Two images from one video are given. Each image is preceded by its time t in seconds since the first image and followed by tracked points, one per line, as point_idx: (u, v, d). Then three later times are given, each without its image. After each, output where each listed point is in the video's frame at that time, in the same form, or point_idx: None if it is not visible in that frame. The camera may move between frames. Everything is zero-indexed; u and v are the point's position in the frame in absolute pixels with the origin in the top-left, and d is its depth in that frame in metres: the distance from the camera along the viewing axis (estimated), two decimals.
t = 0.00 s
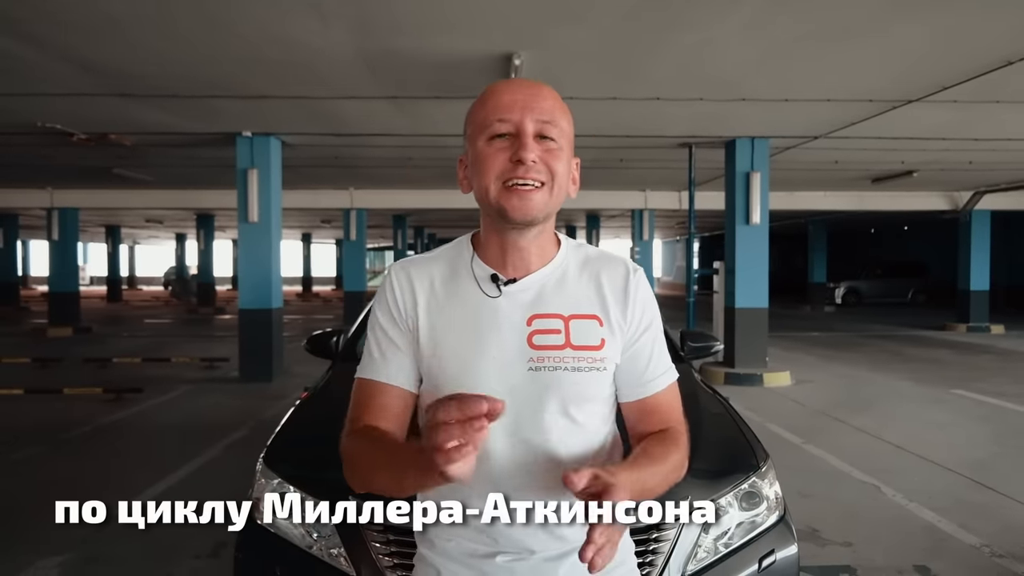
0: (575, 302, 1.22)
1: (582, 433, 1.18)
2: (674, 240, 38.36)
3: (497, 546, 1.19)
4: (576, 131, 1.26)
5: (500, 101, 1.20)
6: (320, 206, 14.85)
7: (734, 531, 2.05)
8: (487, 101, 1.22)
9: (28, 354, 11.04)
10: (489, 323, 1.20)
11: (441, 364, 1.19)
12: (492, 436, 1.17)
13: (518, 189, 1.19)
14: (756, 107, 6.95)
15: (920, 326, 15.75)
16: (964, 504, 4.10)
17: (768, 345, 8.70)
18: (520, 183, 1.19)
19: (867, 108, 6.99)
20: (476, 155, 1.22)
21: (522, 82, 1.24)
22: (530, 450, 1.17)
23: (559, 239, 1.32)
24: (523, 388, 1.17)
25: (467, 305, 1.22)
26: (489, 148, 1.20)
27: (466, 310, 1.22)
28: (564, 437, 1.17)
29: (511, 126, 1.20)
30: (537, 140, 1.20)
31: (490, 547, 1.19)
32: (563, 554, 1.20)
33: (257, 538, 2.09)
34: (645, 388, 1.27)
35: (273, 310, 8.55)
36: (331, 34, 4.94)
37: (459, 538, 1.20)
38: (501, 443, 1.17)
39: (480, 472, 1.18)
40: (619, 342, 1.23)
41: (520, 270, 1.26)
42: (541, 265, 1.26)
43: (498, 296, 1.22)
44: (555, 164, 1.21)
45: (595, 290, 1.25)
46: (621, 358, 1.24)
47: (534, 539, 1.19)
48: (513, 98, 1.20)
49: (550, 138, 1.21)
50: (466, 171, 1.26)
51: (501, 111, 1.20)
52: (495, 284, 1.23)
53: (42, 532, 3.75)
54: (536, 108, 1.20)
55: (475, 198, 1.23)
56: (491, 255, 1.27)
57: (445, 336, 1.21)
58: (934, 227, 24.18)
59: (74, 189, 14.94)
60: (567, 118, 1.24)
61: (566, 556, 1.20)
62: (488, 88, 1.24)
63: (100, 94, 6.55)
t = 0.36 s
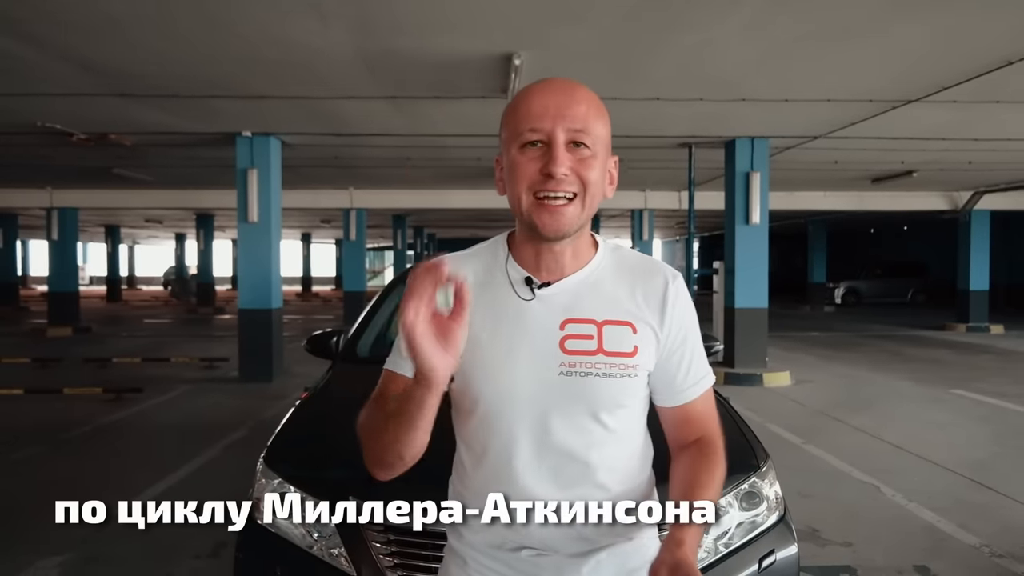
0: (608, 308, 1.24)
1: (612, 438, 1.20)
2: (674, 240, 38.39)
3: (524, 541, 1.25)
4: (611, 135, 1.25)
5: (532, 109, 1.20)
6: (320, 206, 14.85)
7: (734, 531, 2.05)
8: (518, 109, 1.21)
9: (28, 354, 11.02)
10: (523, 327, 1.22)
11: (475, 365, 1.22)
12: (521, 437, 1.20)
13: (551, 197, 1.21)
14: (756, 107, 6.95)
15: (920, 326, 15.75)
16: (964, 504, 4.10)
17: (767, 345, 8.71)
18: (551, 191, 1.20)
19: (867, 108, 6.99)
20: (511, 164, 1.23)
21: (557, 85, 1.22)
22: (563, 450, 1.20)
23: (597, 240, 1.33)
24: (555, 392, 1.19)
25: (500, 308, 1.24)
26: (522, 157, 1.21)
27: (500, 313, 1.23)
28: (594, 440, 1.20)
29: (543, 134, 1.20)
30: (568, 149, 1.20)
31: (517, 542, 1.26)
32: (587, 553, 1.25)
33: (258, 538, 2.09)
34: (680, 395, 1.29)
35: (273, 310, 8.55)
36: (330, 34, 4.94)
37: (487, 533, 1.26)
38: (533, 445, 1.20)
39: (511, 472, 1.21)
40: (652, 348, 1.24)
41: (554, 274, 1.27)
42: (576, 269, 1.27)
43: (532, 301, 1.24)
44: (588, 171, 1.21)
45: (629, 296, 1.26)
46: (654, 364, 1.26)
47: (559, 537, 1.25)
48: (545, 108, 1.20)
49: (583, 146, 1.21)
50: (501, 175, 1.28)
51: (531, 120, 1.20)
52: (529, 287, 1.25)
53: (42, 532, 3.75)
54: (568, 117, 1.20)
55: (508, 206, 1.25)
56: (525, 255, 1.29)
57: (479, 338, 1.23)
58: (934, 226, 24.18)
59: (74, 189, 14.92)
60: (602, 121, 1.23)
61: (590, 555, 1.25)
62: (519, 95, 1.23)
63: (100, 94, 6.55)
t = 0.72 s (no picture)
0: (633, 307, 1.24)
1: (638, 436, 1.21)
2: (674, 240, 38.41)
3: (548, 540, 1.27)
4: (633, 139, 1.24)
5: (551, 122, 1.20)
6: (319, 206, 14.85)
7: (734, 530, 2.05)
8: (539, 122, 1.22)
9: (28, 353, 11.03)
10: (547, 325, 1.23)
11: (500, 363, 1.24)
12: (546, 433, 1.22)
13: (574, 208, 1.22)
14: (756, 107, 6.95)
15: (920, 325, 15.76)
16: (964, 504, 4.10)
17: (767, 345, 8.71)
18: (575, 202, 1.21)
19: (867, 108, 6.99)
20: (534, 178, 1.24)
21: (576, 91, 1.22)
22: (589, 448, 1.21)
23: (623, 242, 1.34)
24: (579, 389, 1.20)
25: (526, 307, 1.26)
26: (545, 172, 1.22)
27: (526, 312, 1.26)
28: (620, 437, 1.21)
29: (564, 149, 1.20)
30: (590, 160, 1.20)
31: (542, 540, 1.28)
32: (612, 554, 1.26)
33: (260, 537, 2.09)
34: (705, 396, 1.27)
35: (273, 310, 8.55)
36: (330, 34, 4.94)
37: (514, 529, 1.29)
38: (558, 442, 1.22)
39: (536, 467, 1.23)
40: (677, 347, 1.23)
41: (580, 276, 1.28)
42: (601, 270, 1.28)
43: (558, 299, 1.25)
44: (610, 181, 1.21)
45: (654, 295, 1.26)
46: (680, 364, 1.25)
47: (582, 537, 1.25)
48: (564, 120, 1.19)
49: (604, 157, 1.21)
50: (526, 184, 1.29)
51: (552, 134, 1.20)
52: (554, 287, 1.27)
53: (42, 532, 3.75)
54: (589, 127, 1.19)
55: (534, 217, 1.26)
56: (551, 258, 1.30)
57: (504, 338, 1.25)
58: (934, 226, 24.17)
59: (74, 189, 14.92)
60: (622, 126, 1.22)
61: (616, 556, 1.26)
62: (539, 106, 1.23)
63: (100, 94, 6.55)
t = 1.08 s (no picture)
0: (643, 302, 1.25)
1: (648, 429, 1.21)
2: (673, 239, 38.43)
3: (559, 534, 1.25)
4: (644, 140, 1.25)
5: (565, 121, 1.21)
6: (319, 205, 14.85)
7: (735, 529, 2.06)
8: (553, 121, 1.23)
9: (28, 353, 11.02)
10: (559, 319, 1.25)
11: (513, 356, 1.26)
12: (556, 424, 1.23)
13: (585, 207, 1.22)
14: (756, 107, 6.95)
15: (919, 325, 15.77)
16: (964, 504, 4.11)
17: (767, 344, 8.72)
18: (587, 204, 1.22)
19: (867, 108, 6.99)
20: (547, 176, 1.24)
21: (588, 94, 1.23)
22: (600, 439, 1.22)
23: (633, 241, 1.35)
24: (590, 381, 1.22)
25: (539, 302, 1.27)
26: (559, 170, 1.22)
27: (538, 306, 1.27)
28: (630, 429, 1.21)
29: (577, 147, 1.21)
30: (602, 160, 1.21)
31: (553, 535, 1.26)
32: (624, 550, 1.24)
33: (261, 536, 2.10)
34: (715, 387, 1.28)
35: (273, 310, 8.55)
36: (331, 34, 4.94)
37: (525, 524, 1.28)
38: (569, 433, 1.23)
39: (547, 458, 1.25)
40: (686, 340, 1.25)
41: (591, 273, 1.29)
42: (612, 267, 1.29)
43: (570, 295, 1.27)
44: (622, 181, 1.21)
45: (664, 290, 1.27)
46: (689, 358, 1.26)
47: (594, 532, 1.24)
48: (578, 120, 1.21)
49: (617, 157, 1.21)
50: (540, 185, 1.30)
51: (566, 132, 1.21)
52: (567, 283, 1.28)
53: (43, 532, 3.75)
54: (602, 126, 1.20)
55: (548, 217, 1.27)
56: (563, 256, 1.31)
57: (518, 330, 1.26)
58: (934, 226, 24.18)
59: (73, 189, 14.92)
60: (635, 128, 1.23)
61: (628, 551, 1.24)
62: (553, 105, 1.24)
63: (100, 94, 6.55)
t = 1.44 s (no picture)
0: (646, 311, 1.24)
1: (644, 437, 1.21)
2: (672, 239, 38.45)
3: (555, 524, 1.26)
4: (657, 160, 1.21)
5: (576, 146, 1.17)
6: (319, 205, 14.84)
7: (735, 529, 2.06)
8: (564, 145, 1.19)
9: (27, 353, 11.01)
10: (559, 324, 1.25)
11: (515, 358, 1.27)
12: (552, 427, 1.23)
13: (593, 236, 1.21)
14: (756, 106, 6.95)
15: (919, 325, 15.76)
16: (964, 503, 4.11)
17: (767, 344, 8.72)
18: (595, 230, 1.20)
19: (867, 108, 6.99)
20: (557, 198, 1.22)
21: (601, 108, 1.19)
22: (597, 443, 1.22)
23: (642, 246, 1.33)
24: (588, 388, 1.22)
25: (542, 308, 1.28)
26: (567, 196, 1.20)
27: (541, 313, 1.27)
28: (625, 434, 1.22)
29: (587, 175, 1.18)
30: (615, 184, 1.18)
31: (550, 525, 1.26)
32: (619, 541, 1.24)
33: (260, 536, 2.10)
34: (717, 395, 1.26)
35: (273, 310, 8.55)
36: (331, 34, 4.95)
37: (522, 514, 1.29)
38: (565, 435, 1.23)
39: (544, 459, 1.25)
40: (686, 348, 1.24)
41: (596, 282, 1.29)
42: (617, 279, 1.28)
43: (574, 301, 1.27)
44: (633, 208, 1.19)
45: (667, 299, 1.26)
46: (691, 364, 1.25)
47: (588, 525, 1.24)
48: (591, 148, 1.17)
49: (627, 184, 1.18)
50: (548, 195, 1.28)
51: (577, 159, 1.18)
52: (571, 289, 1.28)
53: (43, 531, 3.75)
54: (615, 156, 1.16)
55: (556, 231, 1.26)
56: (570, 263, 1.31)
57: (520, 333, 1.28)
58: (933, 225, 24.17)
59: (73, 189, 14.90)
60: (648, 150, 1.19)
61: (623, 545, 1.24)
62: (565, 124, 1.20)
63: (100, 93, 6.55)
